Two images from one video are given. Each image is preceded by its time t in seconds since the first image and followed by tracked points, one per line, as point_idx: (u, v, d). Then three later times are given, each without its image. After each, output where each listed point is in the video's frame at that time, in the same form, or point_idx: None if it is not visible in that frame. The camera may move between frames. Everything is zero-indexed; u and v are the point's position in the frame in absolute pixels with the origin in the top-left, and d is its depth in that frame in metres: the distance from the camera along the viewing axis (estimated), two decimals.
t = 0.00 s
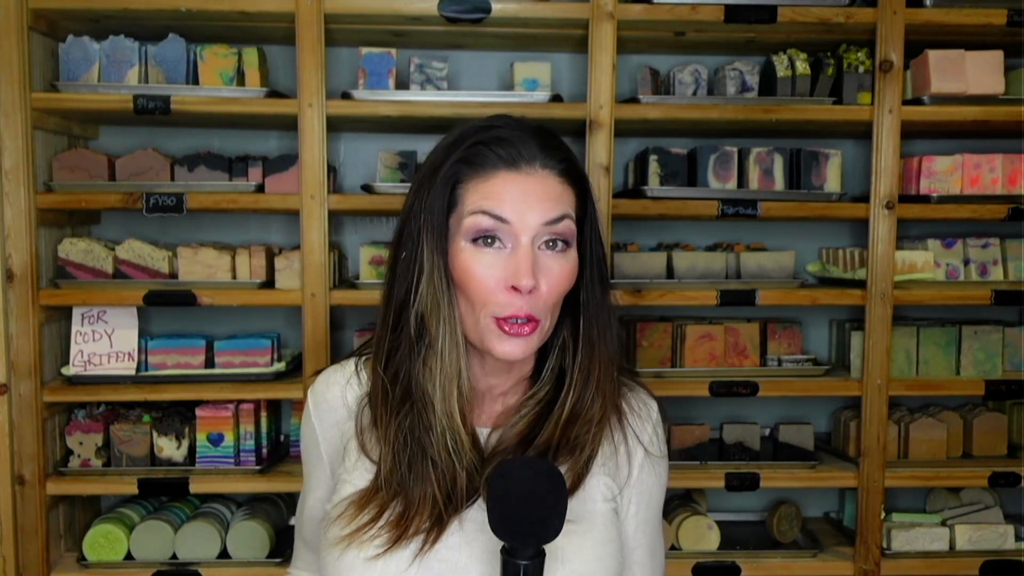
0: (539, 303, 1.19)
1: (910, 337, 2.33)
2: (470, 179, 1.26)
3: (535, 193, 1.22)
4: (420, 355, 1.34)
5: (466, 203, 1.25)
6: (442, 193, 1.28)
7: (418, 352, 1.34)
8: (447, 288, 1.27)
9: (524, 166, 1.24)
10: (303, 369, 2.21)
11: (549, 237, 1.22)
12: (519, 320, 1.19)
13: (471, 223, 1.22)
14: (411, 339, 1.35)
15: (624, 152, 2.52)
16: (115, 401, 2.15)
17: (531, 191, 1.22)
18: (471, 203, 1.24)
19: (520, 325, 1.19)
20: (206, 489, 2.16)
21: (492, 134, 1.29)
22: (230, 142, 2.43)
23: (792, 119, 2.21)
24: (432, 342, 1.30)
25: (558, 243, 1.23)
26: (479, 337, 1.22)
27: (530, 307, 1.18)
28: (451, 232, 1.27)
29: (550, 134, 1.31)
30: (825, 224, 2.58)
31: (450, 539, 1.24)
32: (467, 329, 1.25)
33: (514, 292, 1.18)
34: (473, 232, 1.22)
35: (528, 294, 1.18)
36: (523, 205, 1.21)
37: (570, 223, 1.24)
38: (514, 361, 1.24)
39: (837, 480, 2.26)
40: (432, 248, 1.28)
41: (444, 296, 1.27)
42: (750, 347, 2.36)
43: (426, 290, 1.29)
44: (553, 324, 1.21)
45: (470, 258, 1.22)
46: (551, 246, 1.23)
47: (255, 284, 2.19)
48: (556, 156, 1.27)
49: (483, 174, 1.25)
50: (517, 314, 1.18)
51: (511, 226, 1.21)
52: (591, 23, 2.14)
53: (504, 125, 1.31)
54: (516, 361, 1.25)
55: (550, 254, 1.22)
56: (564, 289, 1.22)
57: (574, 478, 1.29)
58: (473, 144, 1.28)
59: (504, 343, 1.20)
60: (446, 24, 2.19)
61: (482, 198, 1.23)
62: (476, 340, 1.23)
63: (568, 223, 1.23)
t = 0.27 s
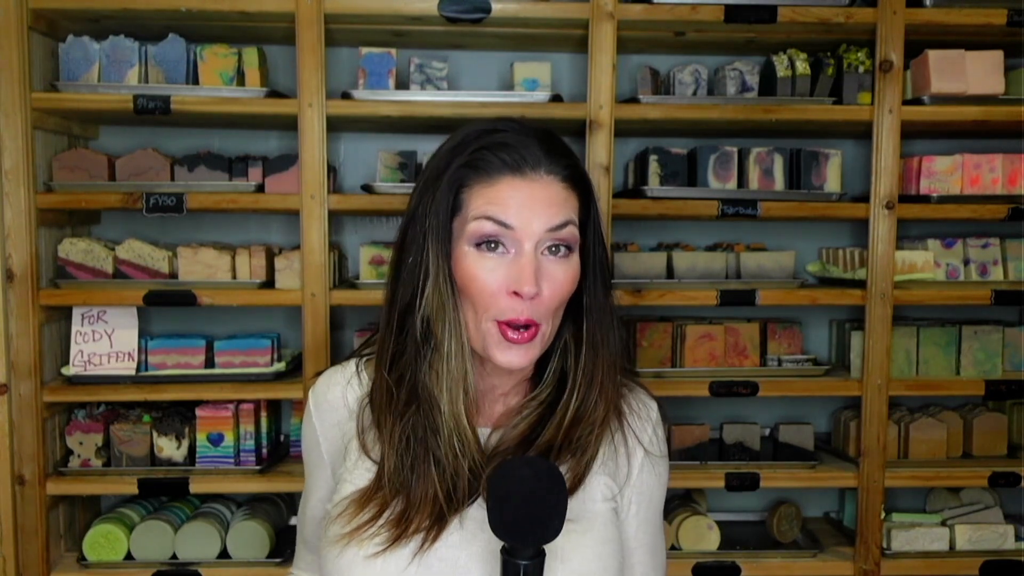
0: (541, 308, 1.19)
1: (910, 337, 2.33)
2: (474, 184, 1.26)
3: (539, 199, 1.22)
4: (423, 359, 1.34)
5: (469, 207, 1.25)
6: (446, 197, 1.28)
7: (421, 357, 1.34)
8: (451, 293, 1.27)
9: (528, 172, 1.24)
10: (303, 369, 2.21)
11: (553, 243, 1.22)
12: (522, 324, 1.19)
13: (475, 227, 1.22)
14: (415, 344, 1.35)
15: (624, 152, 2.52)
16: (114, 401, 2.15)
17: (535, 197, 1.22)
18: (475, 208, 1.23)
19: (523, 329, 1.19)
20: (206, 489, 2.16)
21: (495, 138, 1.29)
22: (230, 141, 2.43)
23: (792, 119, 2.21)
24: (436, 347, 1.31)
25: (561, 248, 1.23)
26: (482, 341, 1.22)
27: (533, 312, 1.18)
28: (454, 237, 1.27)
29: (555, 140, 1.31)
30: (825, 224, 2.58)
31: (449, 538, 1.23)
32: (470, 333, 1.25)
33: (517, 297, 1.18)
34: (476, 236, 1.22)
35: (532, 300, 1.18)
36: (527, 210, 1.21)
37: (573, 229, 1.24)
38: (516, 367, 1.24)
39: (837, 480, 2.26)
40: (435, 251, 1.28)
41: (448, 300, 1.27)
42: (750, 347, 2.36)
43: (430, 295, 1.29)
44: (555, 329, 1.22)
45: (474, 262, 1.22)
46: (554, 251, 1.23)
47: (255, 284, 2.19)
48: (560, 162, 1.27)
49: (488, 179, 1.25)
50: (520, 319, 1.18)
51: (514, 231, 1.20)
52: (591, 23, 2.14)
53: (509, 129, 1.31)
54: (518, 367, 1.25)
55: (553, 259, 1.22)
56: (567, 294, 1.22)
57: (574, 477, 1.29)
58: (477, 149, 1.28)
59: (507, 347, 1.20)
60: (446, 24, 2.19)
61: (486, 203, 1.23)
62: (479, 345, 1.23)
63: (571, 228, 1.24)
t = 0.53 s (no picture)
0: (541, 304, 1.19)
1: (910, 337, 2.33)
2: (473, 181, 1.26)
3: (538, 196, 1.22)
4: (423, 357, 1.34)
5: (469, 204, 1.25)
6: (446, 194, 1.28)
7: (420, 354, 1.34)
8: (450, 290, 1.27)
9: (527, 169, 1.24)
10: (303, 369, 2.21)
11: (552, 240, 1.22)
12: (520, 321, 1.18)
13: (474, 224, 1.22)
14: (414, 341, 1.35)
15: (624, 152, 2.52)
16: (114, 401, 2.15)
17: (535, 193, 1.22)
18: (474, 204, 1.24)
19: (522, 325, 1.19)
20: (206, 489, 2.16)
21: (495, 136, 1.29)
22: (230, 142, 2.43)
23: (792, 119, 2.21)
24: (435, 345, 1.30)
25: (560, 246, 1.23)
26: (481, 337, 1.22)
27: (533, 307, 1.18)
28: (454, 233, 1.27)
29: (555, 138, 1.31)
30: (825, 224, 2.58)
31: (449, 540, 1.23)
32: (468, 330, 1.25)
33: (515, 292, 1.18)
34: (475, 233, 1.22)
35: (532, 295, 1.18)
36: (526, 207, 1.21)
37: (573, 227, 1.24)
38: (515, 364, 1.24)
39: (837, 480, 2.26)
40: (434, 247, 1.28)
41: (447, 298, 1.28)
42: (750, 347, 2.36)
43: (430, 292, 1.29)
44: (555, 325, 1.21)
45: (473, 259, 1.22)
46: (553, 248, 1.22)
47: (255, 284, 2.19)
48: (560, 160, 1.27)
49: (487, 176, 1.25)
50: (518, 314, 1.18)
51: (513, 228, 1.20)
52: (591, 23, 2.14)
53: (509, 127, 1.31)
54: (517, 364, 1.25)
55: (552, 257, 1.22)
56: (566, 291, 1.22)
57: (575, 480, 1.29)
58: (477, 146, 1.29)
59: (506, 343, 1.19)
60: (446, 24, 2.19)
61: (485, 199, 1.23)
62: (477, 341, 1.23)
63: (571, 226, 1.23)
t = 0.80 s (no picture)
0: (539, 304, 1.19)
1: (910, 337, 2.33)
2: (470, 181, 1.26)
3: (535, 196, 1.22)
4: (418, 357, 1.33)
5: (465, 205, 1.25)
6: (442, 195, 1.28)
7: (415, 355, 1.34)
8: (446, 291, 1.27)
9: (525, 170, 1.24)
10: (303, 369, 2.21)
11: (549, 240, 1.22)
12: (518, 321, 1.18)
13: (470, 225, 1.22)
14: (409, 341, 1.34)
15: (624, 152, 2.52)
16: (114, 401, 2.15)
17: (532, 194, 1.22)
18: (470, 205, 1.24)
19: (518, 326, 1.18)
20: (206, 489, 2.16)
21: (492, 136, 1.29)
22: (230, 142, 2.43)
23: (792, 119, 2.21)
24: (430, 346, 1.30)
25: (557, 246, 1.23)
26: (477, 338, 1.22)
27: (530, 308, 1.18)
28: (450, 234, 1.27)
29: (552, 138, 1.31)
30: (825, 224, 2.59)
31: (449, 541, 1.24)
32: (465, 331, 1.25)
33: (512, 293, 1.18)
34: (471, 234, 1.22)
35: (530, 295, 1.18)
36: (523, 207, 1.21)
37: (570, 227, 1.24)
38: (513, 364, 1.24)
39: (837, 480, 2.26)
40: (430, 249, 1.28)
41: (443, 299, 1.27)
42: (750, 347, 2.36)
43: (425, 293, 1.29)
44: (552, 326, 1.21)
45: (469, 260, 1.21)
46: (550, 249, 1.22)
47: (255, 284, 2.19)
48: (557, 160, 1.27)
49: (484, 177, 1.25)
50: (515, 315, 1.18)
51: (510, 229, 1.20)
52: (591, 23, 2.14)
53: (505, 126, 1.31)
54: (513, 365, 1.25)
55: (549, 257, 1.22)
56: (563, 292, 1.22)
57: (576, 480, 1.29)
58: (473, 147, 1.29)
59: (503, 344, 1.19)
60: (446, 24, 2.19)
61: (482, 200, 1.23)
62: (474, 342, 1.23)
63: (568, 226, 1.23)
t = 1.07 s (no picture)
0: (535, 308, 1.19)
1: (910, 337, 2.33)
2: (462, 186, 1.26)
3: (528, 199, 1.22)
4: (416, 363, 1.33)
5: (458, 210, 1.25)
6: (434, 200, 1.28)
7: (412, 360, 1.34)
8: (441, 296, 1.27)
9: (517, 173, 1.24)
10: (303, 369, 2.21)
11: (544, 242, 1.22)
12: (516, 326, 1.19)
13: (465, 231, 1.22)
14: (407, 347, 1.34)
15: (624, 152, 2.52)
16: (114, 401, 2.15)
17: (524, 197, 1.22)
18: (463, 210, 1.23)
19: (517, 330, 1.19)
20: (206, 489, 2.16)
21: (482, 139, 1.29)
22: (230, 142, 2.43)
23: (792, 119, 2.21)
24: (428, 351, 1.30)
25: (552, 247, 1.23)
26: (476, 343, 1.22)
27: (526, 312, 1.18)
28: (445, 240, 1.27)
29: (542, 138, 1.30)
30: (825, 224, 2.59)
31: (452, 542, 1.24)
32: (462, 335, 1.25)
33: (509, 298, 1.18)
34: (466, 240, 1.22)
35: (526, 300, 1.18)
36: (516, 211, 1.21)
37: (564, 228, 1.24)
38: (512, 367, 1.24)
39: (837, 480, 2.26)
40: (425, 255, 1.28)
41: (438, 304, 1.27)
42: (750, 347, 2.36)
43: (420, 300, 1.29)
44: (549, 328, 1.22)
45: (465, 266, 1.21)
46: (545, 251, 1.23)
47: (256, 284, 2.19)
48: (548, 161, 1.27)
49: (476, 181, 1.25)
50: (513, 320, 1.18)
51: (504, 233, 1.20)
52: (591, 23, 2.14)
53: (494, 129, 1.31)
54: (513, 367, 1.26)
55: (545, 259, 1.22)
56: (560, 294, 1.22)
57: (576, 478, 1.29)
58: (464, 150, 1.28)
59: (501, 348, 1.20)
60: (446, 24, 2.19)
61: (474, 206, 1.22)
62: (472, 346, 1.23)
63: (562, 227, 1.23)
